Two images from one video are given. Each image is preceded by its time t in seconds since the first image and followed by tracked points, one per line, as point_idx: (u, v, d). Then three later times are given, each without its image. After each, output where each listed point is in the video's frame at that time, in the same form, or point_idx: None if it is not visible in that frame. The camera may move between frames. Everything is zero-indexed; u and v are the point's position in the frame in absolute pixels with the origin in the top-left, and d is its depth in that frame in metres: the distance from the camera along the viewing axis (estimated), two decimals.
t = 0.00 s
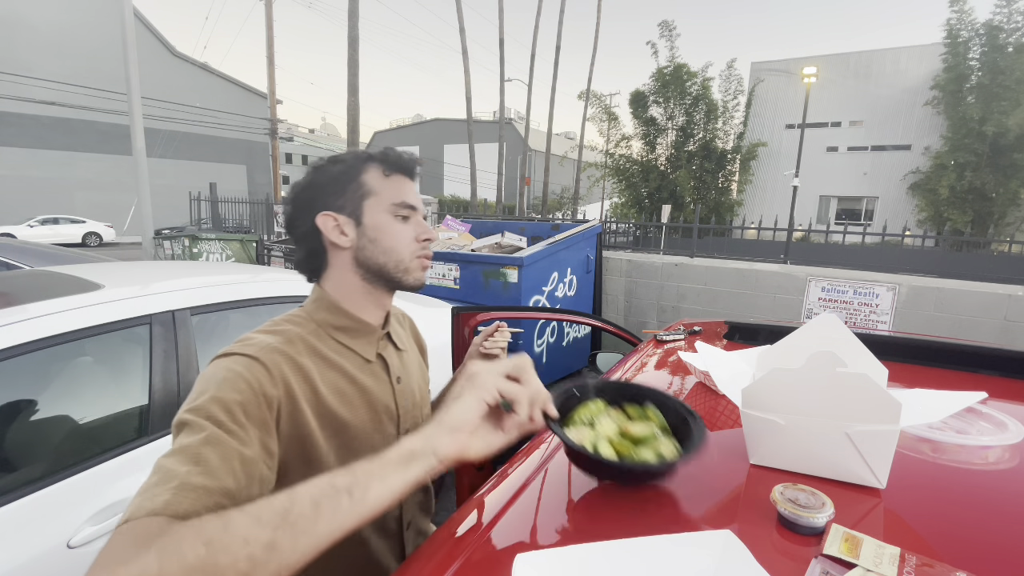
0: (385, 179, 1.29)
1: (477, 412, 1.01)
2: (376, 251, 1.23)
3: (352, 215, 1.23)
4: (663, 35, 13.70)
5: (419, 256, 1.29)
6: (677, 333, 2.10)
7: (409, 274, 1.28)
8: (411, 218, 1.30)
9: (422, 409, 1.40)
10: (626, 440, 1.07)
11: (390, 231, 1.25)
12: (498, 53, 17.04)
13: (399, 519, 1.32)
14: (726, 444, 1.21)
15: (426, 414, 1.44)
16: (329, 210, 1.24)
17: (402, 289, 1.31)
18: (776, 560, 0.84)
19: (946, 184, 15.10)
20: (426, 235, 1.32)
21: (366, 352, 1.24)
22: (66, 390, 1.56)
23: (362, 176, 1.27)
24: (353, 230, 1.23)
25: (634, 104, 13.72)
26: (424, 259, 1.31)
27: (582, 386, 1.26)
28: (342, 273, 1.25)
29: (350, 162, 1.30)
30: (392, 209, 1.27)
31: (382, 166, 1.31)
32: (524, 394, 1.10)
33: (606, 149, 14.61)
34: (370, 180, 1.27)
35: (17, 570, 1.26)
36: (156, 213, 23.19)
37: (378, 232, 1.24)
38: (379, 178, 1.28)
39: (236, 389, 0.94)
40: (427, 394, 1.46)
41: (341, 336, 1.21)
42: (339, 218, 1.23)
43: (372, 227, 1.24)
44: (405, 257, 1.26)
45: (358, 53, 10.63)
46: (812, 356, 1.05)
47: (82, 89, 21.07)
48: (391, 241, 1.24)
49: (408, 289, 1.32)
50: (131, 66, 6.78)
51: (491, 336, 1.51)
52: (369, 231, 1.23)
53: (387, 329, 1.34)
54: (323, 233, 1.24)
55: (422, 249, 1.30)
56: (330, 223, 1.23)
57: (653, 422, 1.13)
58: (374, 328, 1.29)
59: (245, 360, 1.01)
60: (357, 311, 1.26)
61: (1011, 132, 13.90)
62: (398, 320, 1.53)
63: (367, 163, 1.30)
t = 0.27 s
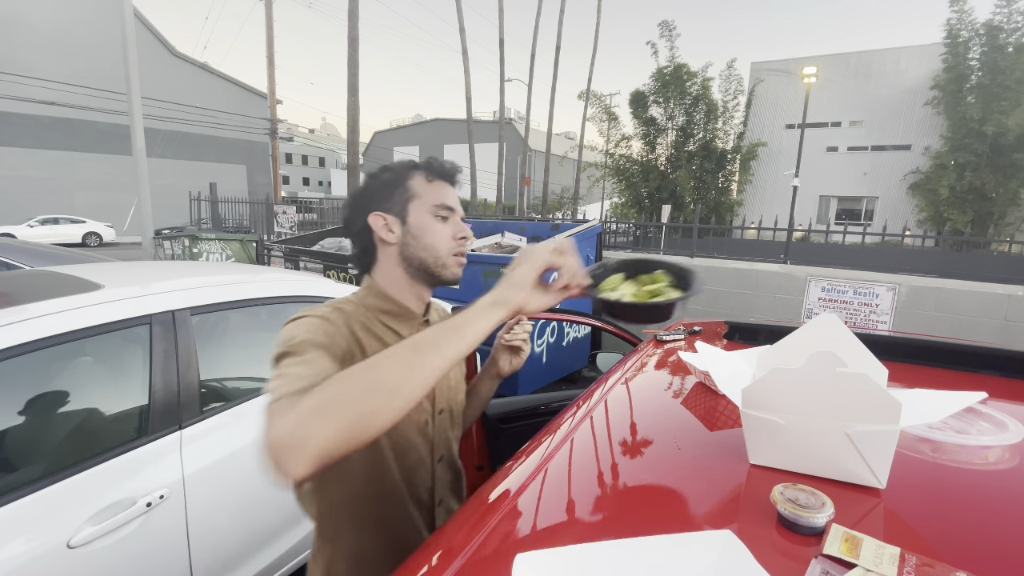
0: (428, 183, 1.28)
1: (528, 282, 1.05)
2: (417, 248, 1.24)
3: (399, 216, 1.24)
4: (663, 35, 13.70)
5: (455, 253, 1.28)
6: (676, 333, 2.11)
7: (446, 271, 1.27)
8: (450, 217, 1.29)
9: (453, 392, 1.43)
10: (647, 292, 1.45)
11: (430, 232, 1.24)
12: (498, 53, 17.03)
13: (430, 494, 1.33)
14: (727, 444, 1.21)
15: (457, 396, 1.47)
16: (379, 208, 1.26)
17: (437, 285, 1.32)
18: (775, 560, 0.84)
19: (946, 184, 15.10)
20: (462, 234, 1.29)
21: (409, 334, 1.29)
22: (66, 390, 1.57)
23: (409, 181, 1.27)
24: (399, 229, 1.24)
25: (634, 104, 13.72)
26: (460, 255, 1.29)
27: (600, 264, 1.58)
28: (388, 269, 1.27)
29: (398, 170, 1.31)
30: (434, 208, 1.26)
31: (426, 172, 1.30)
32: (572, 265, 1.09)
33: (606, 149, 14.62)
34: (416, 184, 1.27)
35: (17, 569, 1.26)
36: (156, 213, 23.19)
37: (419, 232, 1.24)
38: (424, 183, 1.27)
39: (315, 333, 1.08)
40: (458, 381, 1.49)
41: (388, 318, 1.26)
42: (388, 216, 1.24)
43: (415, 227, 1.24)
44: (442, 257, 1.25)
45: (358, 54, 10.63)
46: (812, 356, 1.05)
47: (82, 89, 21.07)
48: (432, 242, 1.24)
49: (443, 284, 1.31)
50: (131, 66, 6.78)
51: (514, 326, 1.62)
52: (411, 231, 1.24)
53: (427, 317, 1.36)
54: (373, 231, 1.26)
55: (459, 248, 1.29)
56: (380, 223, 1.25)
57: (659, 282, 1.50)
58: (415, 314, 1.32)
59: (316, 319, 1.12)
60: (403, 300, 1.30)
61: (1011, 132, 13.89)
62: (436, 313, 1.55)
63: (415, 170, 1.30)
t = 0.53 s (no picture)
0: (461, 185, 1.29)
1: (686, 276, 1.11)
2: (458, 243, 1.23)
3: (436, 217, 1.25)
4: (663, 35, 13.70)
5: (492, 244, 1.28)
6: (677, 333, 2.11)
7: (486, 261, 1.28)
8: (485, 214, 1.30)
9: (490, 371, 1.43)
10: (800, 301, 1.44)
11: (467, 228, 1.25)
12: (498, 53, 17.04)
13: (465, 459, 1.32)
14: (726, 443, 1.21)
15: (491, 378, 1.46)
16: (418, 215, 1.27)
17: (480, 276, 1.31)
18: (775, 560, 0.84)
19: (946, 184, 15.11)
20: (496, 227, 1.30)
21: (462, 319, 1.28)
22: (66, 391, 1.57)
23: (441, 186, 1.28)
24: (439, 228, 1.24)
25: (634, 104, 13.73)
26: (496, 247, 1.29)
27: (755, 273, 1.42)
28: (435, 266, 1.26)
29: (429, 178, 1.32)
30: (468, 206, 1.27)
31: (457, 176, 1.31)
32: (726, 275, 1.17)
33: (606, 149, 14.61)
34: (449, 187, 1.28)
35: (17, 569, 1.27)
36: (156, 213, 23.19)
37: (459, 229, 1.24)
38: (456, 185, 1.28)
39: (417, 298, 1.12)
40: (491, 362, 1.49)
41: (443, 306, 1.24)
42: (427, 220, 1.25)
43: (453, 225, 1.24)
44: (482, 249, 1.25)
45: (358, 54, 10.63)
46: (813, 355, 1.05)
47: (82, 89, 21.06)
48: (471, 236, 1.24)
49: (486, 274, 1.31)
50: (131, 66, 6.77)
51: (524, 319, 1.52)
52: (451, 228, 1.24)
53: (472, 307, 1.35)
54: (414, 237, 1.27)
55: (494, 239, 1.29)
56: (422, 228, 1.25)
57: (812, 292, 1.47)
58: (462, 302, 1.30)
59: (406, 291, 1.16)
60: (454, 291, 1.28)
61: (1011, 132, 13.89)
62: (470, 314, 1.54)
63: (446, 175, 1.31)
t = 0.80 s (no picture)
0: (493, 193, 1.38)
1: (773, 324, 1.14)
2: (489, 249, 1.34)
3: (469, 221, 1.34)
4: (663, 35, 13.70)
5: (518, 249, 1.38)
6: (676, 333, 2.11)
7: (512, 265, 1.38)
8: (513, 221, 1.39)
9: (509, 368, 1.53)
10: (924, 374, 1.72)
11: (498, 233, 1.35)
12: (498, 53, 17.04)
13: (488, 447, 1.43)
14: (727, 443, 1.21)
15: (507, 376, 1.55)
16: (452, 218, 1.36)
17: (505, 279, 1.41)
18: (774, 560, 0.84)
19: (946, 184, 15.11)
20: (523, 234, 1.41)
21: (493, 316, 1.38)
22: (65, 391, 1.57)
23: (475, 193, 1.38)
24: (472, 233, 1.34)
25: (634, 104, 13.73)
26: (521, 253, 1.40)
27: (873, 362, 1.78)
28: (466, 267, 1.36)
29: (464, 184, 1.41)
30: (500, 213, 1.36)
31: (489, 182, 1.41)
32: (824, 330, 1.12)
33: (606, 149, 14.61)
34: (483, 195, 1.37)
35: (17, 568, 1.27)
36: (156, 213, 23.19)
37: (490, 235, 1.34)
38: (488, 192, 1.38)
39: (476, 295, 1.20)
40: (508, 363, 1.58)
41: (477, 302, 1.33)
42: (460, 224, 1.35)
43: (484, 230, 1.34)
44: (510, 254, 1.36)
45: (358, 54, 10.64)
46: (811, 355, 1.01)
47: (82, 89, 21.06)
48: (500, 241, 1.34)
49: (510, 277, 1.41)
50: (131, 66, 6.78)
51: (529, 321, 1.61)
52: (481, 234, 1.34)
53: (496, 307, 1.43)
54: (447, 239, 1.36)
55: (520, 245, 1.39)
56: (455, 230, 1.34)
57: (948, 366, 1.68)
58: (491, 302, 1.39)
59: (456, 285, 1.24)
60: (485, 291, 1.39)
61: (1011, 132, 13.88)
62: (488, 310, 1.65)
63: (479, 182, 1.40)
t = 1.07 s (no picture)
0: (501, 195, 1.37)
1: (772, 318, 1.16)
2: (490, 250, 1.34)
3: (474, 221, 1.35)
4: (663, 35, 13.69)
5: (521, 254, 1.37)
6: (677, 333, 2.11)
7: (513, 268, 1.37)
8: (519, 224, 1.38)
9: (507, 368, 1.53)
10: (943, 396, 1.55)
11: (502, 236, 1.35)
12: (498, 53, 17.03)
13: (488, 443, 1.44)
14: (726, 443, 1.21)
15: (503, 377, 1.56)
16: (458, 217, 1.37)
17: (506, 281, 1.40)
18: (774, 560, 0.84)
19: (946, 184, 15.12)
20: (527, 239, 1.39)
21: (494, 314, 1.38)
22: (65, 391, 1.57)
23: (483, 194, 1.37)
24: (475, 233, 1.34)
25: (634, 104, 13.73)
26: (525, 257, 1.39)
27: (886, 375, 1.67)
28: (467, 266, 1.37)
29: (475, 182, 1.41)
30: (505, 216, 1.35)
31: (500, 183, 1.39)
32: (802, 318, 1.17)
33: (606, 149, 14.60)
34: (491, 196, 1.36)
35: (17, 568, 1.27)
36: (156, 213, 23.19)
37: (493, 237, 1.34)
38: (497, 194, 1.36)
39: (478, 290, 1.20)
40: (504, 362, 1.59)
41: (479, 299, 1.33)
42: (465, 223, 1.35)
43: (488, 232, 1.34)
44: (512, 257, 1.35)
45: (358, 54, 10.64)
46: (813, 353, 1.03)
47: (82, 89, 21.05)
48: (502, 244, 1.34)
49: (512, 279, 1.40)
50: (131, 66, 6.77)
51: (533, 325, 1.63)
52: (485, 236, 1.34)
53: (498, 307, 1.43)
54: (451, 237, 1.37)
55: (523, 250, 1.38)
56: (459, 229, 1.35)
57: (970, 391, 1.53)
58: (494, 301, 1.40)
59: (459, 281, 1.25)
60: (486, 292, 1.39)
61: (1011, 132, 13.87)
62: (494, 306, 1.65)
63: (489, 181, 1.39)
